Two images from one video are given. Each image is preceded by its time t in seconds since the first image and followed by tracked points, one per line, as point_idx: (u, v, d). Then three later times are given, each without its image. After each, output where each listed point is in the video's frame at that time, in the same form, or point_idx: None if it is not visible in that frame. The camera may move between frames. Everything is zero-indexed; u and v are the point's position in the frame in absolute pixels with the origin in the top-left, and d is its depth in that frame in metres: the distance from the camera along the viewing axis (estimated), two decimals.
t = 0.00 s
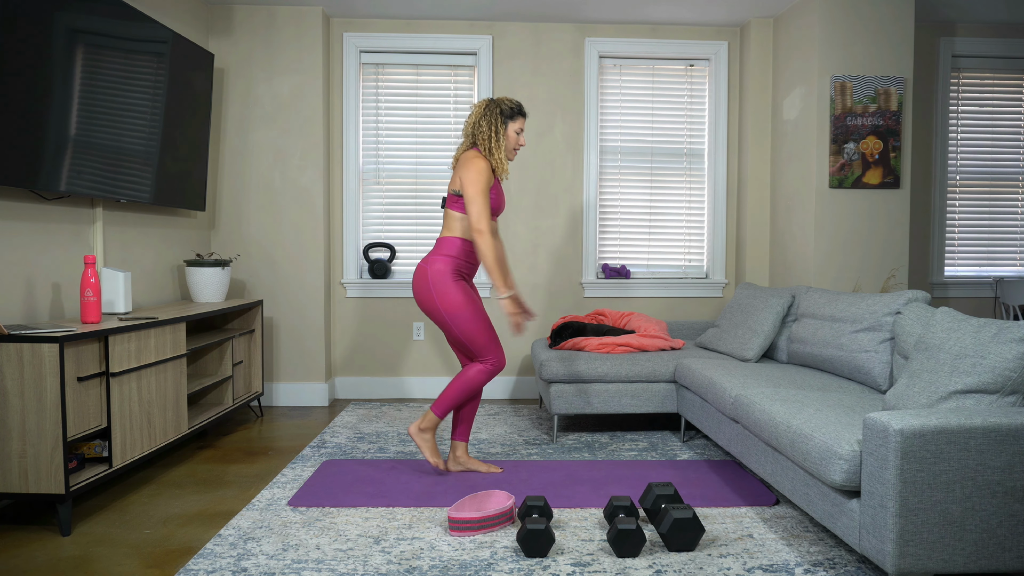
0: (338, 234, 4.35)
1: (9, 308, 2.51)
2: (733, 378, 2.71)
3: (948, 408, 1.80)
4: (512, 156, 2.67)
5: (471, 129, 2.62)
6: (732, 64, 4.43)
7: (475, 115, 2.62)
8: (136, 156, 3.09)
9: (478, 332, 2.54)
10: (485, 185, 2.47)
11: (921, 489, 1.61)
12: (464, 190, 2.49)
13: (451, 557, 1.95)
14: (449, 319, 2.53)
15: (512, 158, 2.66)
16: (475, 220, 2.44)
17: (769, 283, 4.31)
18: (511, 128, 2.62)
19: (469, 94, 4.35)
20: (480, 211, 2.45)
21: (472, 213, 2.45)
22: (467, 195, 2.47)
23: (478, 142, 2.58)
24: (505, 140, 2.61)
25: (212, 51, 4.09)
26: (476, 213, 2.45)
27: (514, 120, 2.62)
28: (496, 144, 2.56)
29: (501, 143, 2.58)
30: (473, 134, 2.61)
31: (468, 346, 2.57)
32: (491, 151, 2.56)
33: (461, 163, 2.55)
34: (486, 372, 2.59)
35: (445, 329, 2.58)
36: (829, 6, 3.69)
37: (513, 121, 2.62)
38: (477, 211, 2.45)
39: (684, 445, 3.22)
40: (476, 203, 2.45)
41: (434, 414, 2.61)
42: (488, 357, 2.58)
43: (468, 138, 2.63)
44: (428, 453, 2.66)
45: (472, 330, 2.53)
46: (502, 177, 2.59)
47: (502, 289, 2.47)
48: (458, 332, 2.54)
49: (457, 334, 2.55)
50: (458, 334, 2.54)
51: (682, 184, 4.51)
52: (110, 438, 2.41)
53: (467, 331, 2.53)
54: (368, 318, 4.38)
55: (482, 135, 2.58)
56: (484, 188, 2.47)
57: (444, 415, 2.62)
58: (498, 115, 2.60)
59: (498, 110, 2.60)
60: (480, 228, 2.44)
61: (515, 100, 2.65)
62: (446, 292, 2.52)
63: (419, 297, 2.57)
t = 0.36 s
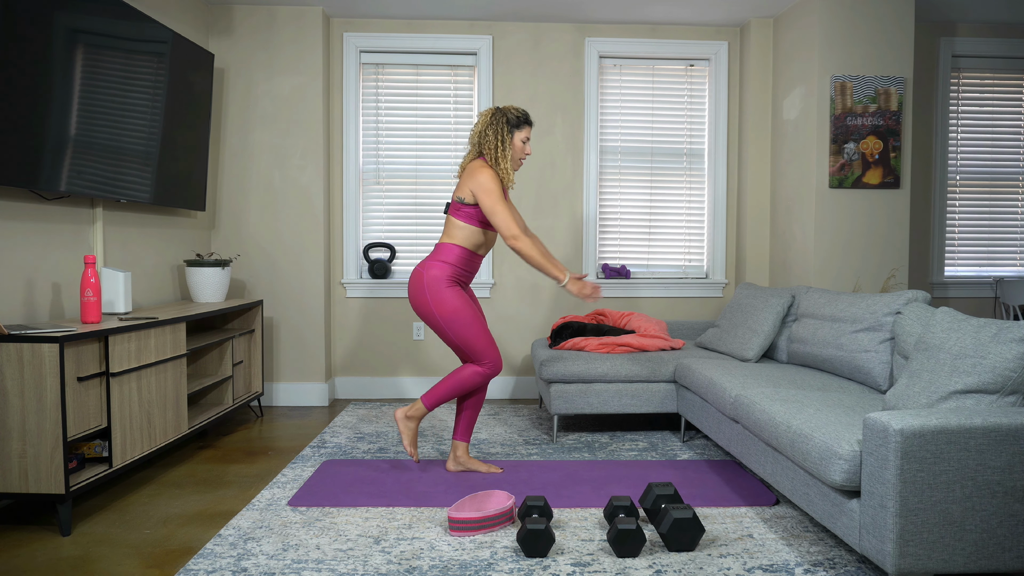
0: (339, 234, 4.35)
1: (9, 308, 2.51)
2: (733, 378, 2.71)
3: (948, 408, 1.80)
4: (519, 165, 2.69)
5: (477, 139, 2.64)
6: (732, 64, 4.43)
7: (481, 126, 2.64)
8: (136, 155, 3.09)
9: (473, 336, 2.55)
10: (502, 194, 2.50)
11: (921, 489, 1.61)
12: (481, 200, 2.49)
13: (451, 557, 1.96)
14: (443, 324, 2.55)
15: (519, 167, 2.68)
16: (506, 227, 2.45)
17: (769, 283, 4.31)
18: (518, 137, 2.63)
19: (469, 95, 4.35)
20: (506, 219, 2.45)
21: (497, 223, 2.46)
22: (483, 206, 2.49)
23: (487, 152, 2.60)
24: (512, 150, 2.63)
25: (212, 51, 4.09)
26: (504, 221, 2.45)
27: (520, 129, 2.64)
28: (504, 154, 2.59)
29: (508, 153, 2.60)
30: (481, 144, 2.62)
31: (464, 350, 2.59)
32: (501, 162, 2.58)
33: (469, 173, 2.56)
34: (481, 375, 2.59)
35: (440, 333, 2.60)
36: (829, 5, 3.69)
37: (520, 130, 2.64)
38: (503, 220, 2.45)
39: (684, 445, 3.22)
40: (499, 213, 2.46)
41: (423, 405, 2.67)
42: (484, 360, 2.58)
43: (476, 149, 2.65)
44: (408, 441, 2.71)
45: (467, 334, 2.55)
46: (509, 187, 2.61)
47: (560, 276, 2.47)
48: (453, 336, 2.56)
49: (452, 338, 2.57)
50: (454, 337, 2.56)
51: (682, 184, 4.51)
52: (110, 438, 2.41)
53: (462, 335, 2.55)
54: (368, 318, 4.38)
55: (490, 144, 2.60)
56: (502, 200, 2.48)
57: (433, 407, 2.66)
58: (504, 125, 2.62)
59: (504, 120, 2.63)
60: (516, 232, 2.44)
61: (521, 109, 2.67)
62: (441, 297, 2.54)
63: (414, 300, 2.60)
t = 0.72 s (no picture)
0: (339, 234, 4.35)
1: (9, 308, 2.51)
2: (733, 378, 2.71)
3: (948, 408, 1.80)
4: (525, 173, 2.69)
5: (483, 148, 2.64)
6: (732, 64, 4.43)
7: (486, 134, 2.64)
8: (136, 155, 3.09)
9: (470, 340, 2.56)
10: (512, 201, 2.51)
11: (921, 489, 1.61)
12: (490, 207, 2.50)
13: (451, 557, 1.95)
14: (439, 328, 2.56)
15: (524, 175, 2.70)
16: (519, 231, 2.46)
17: (770, 283, 4.31)
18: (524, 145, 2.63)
19: (470, 95, 4.35)
20: (519, 224, 2.47)
21: (509, 229, 2.48)
22: (493, 213, 2.50)
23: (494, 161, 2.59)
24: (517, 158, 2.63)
25: (212, 51, 4.09)
26: (517, 225, 2.47)
27: (526, 137, 2.63)
28: (511, 163, 2.59)
29: (514, 161, 2.60)
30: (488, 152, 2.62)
31: (460, 354, 2.59)
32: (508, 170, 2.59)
33: (474, 181, 2.56)
34: (477, 380, 2.59)
35: (437, 337, 2.61)
36: (829, 5, 3.69)
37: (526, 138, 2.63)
38: (516, 225, 2.47)
39: (684, 445, 3.22)
40: (511, 219, 2.47)
41: (417, 404, 2.67)
42: (480, 363, 2.58)
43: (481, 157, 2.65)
44: (399, 438, 2.71)
45: (463, 338, 2.55)
46: (516, 195, 2.62)
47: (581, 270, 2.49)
48: (450, 341, 2.57)
49: (449, 342, 2.58)
50: (450, 342, 2.57)
51: (682, 184, 4.51)
52: (110, 437, 2.41)
53: (459, 338, 2.56)
54: (368, 318, 4.38)
55: (496, 153, 2.60)
56: (513, 207, 2.50)
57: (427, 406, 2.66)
58: (510, 133, 2.62)
59: (509, 128, 2.62)
60: (531, 235, 2.46)
61: (526, 117, 2.66)
62: (437, 302, 2.55)
63: (411, 304, 2.61)
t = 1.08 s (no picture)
0: (339, 234, 4.35)
1: (9, 308, 2.51)
2: (732, 378, 2.71)
3: (948, 408, 1.80)
4: (531, 190, 2.68)
5: (490, 165, 2.65)
6: (732, 64, 4.43)
7: (493, 151, 2.65)
8: (136, 155, 3.09)
9: (467, 349, 2.55)
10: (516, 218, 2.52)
11: (921, 489, 1.61)
12: (493, 223, 2.50)
13: (450, 557, 1.95)
14: (434, 338, 2.56)
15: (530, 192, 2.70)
16: (522, 246, 2.47)
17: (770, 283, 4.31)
18: (530, 163, 2.63)
19: (469, 95, 4.35)
20: (521, 241, 2.47)
21: (511, 246, 2.48)
22: (497, 230, 2.50)
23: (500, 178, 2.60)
24: (524, 176, 2.63)
25: (212, 51, 4.09)
26: (519, 242, 2.47)
27: (531, 154, 2.63)
28: (517, 182, 2.59)
29: (520, 179, 2.60)
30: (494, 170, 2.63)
31: (457, 362, 2.59)
32: (514, 188, 2.58)
33: (479, 197, 2.57)
34: (475, 387, 2.58)
35: (434, 347, 2.61)
36: (828, 5, 3.69)
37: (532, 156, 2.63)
38: (517, 243, 2.47)
39: (684, 445, 3.21)
40: (514, 236, 2.48)
41: (416, 406, 2.67)
42: (479, 371, 2.57)
43: (488, 174, 2.65)
44: (397, 438, 2.71)
45: (458, 347, 2.55)
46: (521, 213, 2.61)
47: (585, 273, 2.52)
48: (447, 350, 2.57)
49: (446, 351, 2.58)
50: (447, 351, 2.57)
51: (682, 184, 4.51)
52: (110, 437, 2.41)
53: (456, 348, 2.55)
54: (368, 318, 4.38)
55: (501, 172, 2.60)
56: (516, 223, 2.50)
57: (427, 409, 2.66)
58: (515, 150, 2.62)
59: (515, 146, 2.62)
60: (533, 253, 2.47)
61: (531, 134, 2.67)
62: (432, 313, 2.55)
63: (406, 315, 2.62)
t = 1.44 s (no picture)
0: (338, 234, 4.35)
1: (9, 308, 2.51)
2: (732, 378, 2.71)
3: (948, 407, 1.80)
4: (540, 211, 2.67)
5: (498, 184, 2.63)
6: (732, 64, 4.44)
7: (502, 171, 2.63)
8: (136, 155, 3.09)
9: (465, 357, 2.56)
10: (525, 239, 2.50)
11: (920, 489, 1.61)
12: (502, 243, 2.49)
13: (450, 557, 1.95)
14: (432, 347, 2.57)
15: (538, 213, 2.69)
16: (531, 267, 2.45)
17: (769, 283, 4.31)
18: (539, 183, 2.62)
19: (469, 95, 4.35)
20: (531, 262, 2.46)
21: (519, 267, 2.47)
22: (506, 251, 2.49)
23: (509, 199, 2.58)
24: (532, 197, 2.62)
25: (212, 51, 4.09)
26: (528, 262, 2.46)
27: (540, 175, 2.62)
28: (526, 203, 2.58)
29: (529, 201, 2.59)
30: (503, 190, 2.60)
31: (456, 371, 2.60)
32: (524, 209, 2.57)
33: (488, 216, 2.55)
34: (474, 395, 2.58)
35: (432, 357, 2.62)
36: (828, 6, 3.69)
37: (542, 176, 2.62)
38: (527, 264, 2.46)
39: (683, 445, 3.22)
40: (524, 257, 2.46)
41: (415, 408, 2.67)
42: (478, 378, 2.57)
43: (496, 194, 2.64)
44: (392, 440, 2.70)
45: (457, 356, 2.56)
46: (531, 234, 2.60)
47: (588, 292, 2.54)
48: (446, 359, 2.57)
49: (444, 361, 2.59)
50: (446, 361, 2.58)
51: (682, 184, 4.51)
52: (110, 438, 2.41)
53: (456, 357, 2.56)
54: (368, 318, 4.37)
55: (510, 193, 2.59)
56: (525, 245, 2.49)
57: (426, 412, 2.67)
58: (524, 171, 2.60)
59: (524, 166, 2.61)
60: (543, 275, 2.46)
61: (539, 154, 2.65)
62: (430, 323, 2.56)
63: (402, 326, 2.63)
